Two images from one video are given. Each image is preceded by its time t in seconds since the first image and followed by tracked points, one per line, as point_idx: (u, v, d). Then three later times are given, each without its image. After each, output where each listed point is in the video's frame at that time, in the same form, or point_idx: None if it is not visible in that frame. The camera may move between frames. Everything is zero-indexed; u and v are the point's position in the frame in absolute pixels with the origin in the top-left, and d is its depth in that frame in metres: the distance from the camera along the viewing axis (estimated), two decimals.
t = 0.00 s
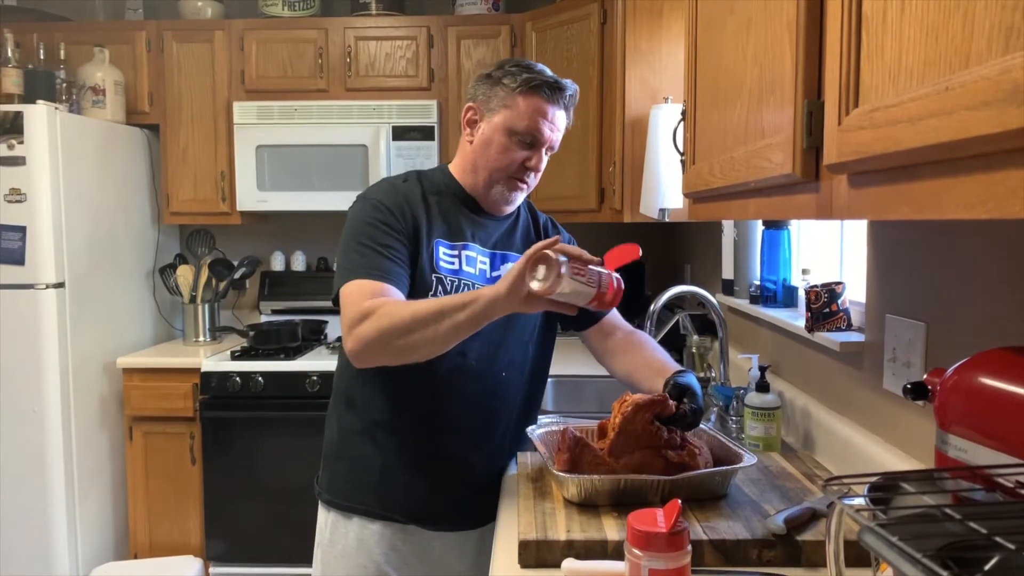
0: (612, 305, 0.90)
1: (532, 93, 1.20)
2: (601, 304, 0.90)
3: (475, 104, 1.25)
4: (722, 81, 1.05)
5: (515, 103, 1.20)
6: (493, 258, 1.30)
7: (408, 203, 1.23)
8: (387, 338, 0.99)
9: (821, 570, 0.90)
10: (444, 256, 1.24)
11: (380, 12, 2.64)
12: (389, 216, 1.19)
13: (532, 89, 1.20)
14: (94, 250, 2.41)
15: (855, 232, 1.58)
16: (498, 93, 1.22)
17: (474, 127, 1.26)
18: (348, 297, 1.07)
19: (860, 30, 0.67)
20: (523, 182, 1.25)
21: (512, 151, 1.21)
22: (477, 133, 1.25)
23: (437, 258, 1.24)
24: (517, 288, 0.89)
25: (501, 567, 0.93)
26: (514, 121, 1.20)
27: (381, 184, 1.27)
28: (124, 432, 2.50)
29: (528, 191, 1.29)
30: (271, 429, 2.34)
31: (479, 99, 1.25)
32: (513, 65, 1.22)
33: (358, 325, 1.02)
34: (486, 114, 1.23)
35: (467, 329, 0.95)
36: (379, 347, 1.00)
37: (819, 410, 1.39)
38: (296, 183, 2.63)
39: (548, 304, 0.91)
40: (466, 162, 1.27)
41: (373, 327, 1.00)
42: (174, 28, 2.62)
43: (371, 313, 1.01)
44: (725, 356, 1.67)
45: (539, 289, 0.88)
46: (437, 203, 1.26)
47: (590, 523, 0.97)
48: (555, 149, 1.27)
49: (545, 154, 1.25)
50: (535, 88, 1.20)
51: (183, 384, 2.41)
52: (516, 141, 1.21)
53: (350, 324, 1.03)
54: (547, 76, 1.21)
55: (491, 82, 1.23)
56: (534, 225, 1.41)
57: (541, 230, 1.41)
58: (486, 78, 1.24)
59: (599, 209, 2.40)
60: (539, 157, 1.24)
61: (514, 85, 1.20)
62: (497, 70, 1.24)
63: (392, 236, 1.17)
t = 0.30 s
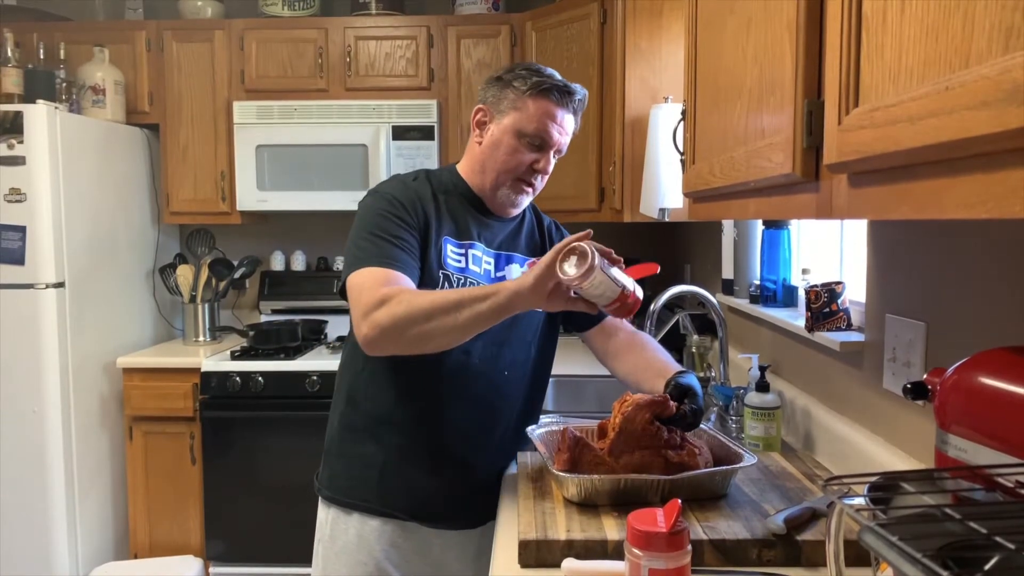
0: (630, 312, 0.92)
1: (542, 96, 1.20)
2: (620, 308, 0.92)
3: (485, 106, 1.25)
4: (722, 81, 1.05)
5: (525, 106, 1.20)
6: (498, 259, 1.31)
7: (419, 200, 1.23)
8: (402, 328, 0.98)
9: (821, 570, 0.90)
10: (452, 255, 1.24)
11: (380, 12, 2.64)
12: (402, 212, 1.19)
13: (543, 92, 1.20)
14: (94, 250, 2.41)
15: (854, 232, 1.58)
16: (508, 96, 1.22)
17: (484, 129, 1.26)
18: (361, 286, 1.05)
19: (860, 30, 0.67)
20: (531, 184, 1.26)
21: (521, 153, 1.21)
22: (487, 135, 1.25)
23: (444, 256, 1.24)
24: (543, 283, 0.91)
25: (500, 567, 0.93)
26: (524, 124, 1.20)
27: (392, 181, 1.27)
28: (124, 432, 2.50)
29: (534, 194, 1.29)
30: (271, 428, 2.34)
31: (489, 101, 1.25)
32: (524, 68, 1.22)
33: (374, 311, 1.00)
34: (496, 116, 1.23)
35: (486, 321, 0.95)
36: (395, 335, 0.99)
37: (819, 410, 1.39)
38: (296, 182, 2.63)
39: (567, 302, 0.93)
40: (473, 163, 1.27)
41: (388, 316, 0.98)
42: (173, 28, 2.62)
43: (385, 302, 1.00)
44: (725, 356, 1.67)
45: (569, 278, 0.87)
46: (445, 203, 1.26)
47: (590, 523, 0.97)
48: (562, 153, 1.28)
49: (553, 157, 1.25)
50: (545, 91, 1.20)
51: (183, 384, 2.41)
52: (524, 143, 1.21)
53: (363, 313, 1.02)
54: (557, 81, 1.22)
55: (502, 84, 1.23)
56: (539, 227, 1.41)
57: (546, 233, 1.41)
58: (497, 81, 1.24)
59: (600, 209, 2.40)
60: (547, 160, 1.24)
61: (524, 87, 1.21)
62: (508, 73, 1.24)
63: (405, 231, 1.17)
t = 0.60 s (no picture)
0: (645, 295, 0.91)
1: (546, 97, 1.20)
2: (635, 292, 0.90)
3: (488, 106, 1.25)
4: (722, 80, 1.05)
5: (528, 107, 1.20)
6: (500, 259, 1.30)
7: (423, 200, 1.23)
8: (414, 325, 0.98)
9: (821, 570, 0.90)
10: (455, 254, 1.24)
11: (380, 12, 2.63)
12: (408, 211, 1.19)
13: (546, 94, 1.20)
14: (94, 250, 2.41)
15: (855, 232, 1.58)
16: (511, 96, 1.22)
17: (487, 129, 1.26)
18: (375, 283, 1.05)
19: (860, 30, 0.67)
20: (533, 185, 1.26)
21: (523, 153, 1.21)
22: (490, 135, 1.25)
23: (447, 255, 1.24)
24: (556, 273, 0.91)
25: (500, 567, 0.93)
26: (526, 124, 1.20)
27: (396, 180, 1.27)
28: (124, 431, 2.50)
29: (536, 194, 1.29)
30: (271, 428, 2.34)
31: (493, 101, 1.25)
32: (528, 69, 1.22)
33: (386, 309, 1.00)
34: (499, 117, 1.23)
35: (501, 313, 0.95)
36: (409, 331, 0.98)
37: (819, 410, 1.39)
38: (296, 182, 2.63)
39: (582, 289, 0.92)
40: (476, 163, 1.28)
41: (401, 313, 0.98)
42: (173, 28, 2.62)
43: (397, 300, 1.00)
44: (725, 356, 1.66)
45: (581, 270, 0.87)
46: (448, 203, 1.26)
47: (591, 522, 0.97)
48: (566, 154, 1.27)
49: (556, 158, 1.25)
50: (548, 93, 1.20)
51: (183, 384, 2.41)
52: (527, 144, 1.21)
53: (376, 310, 1.01)
54: (561, 82, 1.21)
55: (505, 85, 1.23)
56: (541, 228, 1.41)
57: (548, 233, 1.41)
58: (501, 81, 1.24)
59: (600, 209, 2.40)
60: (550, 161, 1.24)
61: (528, 88, 1.20)
62: (512, 73, 1.24)
63: (411, 229, 1.17)
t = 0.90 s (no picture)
0: (624, 300, 0.91)
1: (548, 99, 1.20)
2: (613, 298, 0.91)
3: (491, 108, 1.25)
4: (722, 80, 1.05)
5: (531, 108, 1.20)
6: (501, 260, 1.30)
7: (422, 200, 1.23)
8: (397, 328, 0.98)
9: (821, 570, 0.90)
10: (455, 255, 1.24)
11: (380, 12, 2.63)
12: (404, 211, 1.19)
13: (549, 96, 1.20)
14: (94, 250, 2.41)
15: (855, 231, 1.58)
16: (514, 98, 1.22)
17: (489, 130, 1.26)
18: (358, 288, 1.05)
19: (860, 30, 0.67)
20: (534, 187, 1.26)
21: (526, 155, 1.22)
22: (492, 136, 1.25)
23: (447, 256, 1.24)
24: (533, 280, 0.89)
25: (500, 567, 0.93)
26: (528, 127, 1.20)
27: (396, 181, 1.27)
28: (124, 431, 2.50)
29: (538, 196, 1.29)
30: (271, 428, 2.34)
31: (495, 102, 1.25)
32: (531, 70, 1.22)
33: (369, 312, 1.01)
34: (501, 118, 1.23)
35: (480, 318, 0.95)
36: (391, 335, 0.99)
37: (819, 410, 1.39)
38: (296, 182, 2.63)
39: (562, 296, 0.92)
40: (478, 165, 1.27)
41: (384, 316, 0.99)
42: (173, 27, 2.62)
43: (381, 303, 1.00)
44: (725, 356, 1.66)
45: (558, 279, 0.88)
46: (448, 204, 1.26)
47: (591, 522, 0.97)
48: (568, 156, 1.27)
49: (557, 160, 1.25)
50: (551, 94, 1.20)
51: (183, 384, 2.41)
52: (529, 146, 1.21)
53: (359, 313, 1.02)
54: (564, 83, 1.21)
55: (508, 86, 1.23)
56: (542, 229, 1.41)
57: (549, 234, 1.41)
58: (503, 82, 1.24)
59: (600, 209, 2.40)
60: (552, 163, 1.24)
61: (530, 90, 1.20)
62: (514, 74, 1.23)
63: (406, 231, 1.17)
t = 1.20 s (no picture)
0: (599, 311, 0.92)
1: (548, 101, 1.20)
2: (589, 308, 0.91)
3: (490, 109, 1.25)
4: (722, 80, 1.05)
5: (530, 110, 1.20)
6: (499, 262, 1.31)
7: (417, 203, 1.23)
8: (375, 332, 0.99)
9: (821, 570, 0.90)
10: (450, 258, 1.25)
11: (380, 12, 2.63)
12: (397, 214, 1.19)
13: (549, 98, 1.20)
14: (94, 250, 2.41)
15: (854, 231, 1.58)
16: (513, 99, 1.22)
17: (488, 131, 1.26)
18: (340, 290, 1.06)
19: (860, 30, 0.67)
20: (533, 189, 1.26)
21: (524, 158, 1.22)
22: (491, 137, 1.25)
23: (443, 259, 1.24)
24: (508, 287, 0.90)
25: (500, 567, 0.93)
26: (527, 129, 1.19)
27: (394, 181, 1.27)
28: (124, 431, 2.50)
29: (536, 197, 1.29)
30: (271, 428, 2.34)
31: (494, 103, 1.25)
32: (531, 72, 1.22)
33: (348, 315, 1.02)
34: (500, 119, 1.23)
35: (454, 323, 0.96)
36: (367, 338, 1.00)
37: (819, 410, 1.39)
38: (295, 182, 2.63)
39: (537, 304, 0.92)
40: (477, 166, 1.27)
41: (361, 320, 1.00)
42: (173, 27, 2.62)
43: (359, 306, 1.01)
44: (725, 356, 1.66)
45: (532, 289, 0.88)
46: (445, 205, 1.27)
47: (591, 523, 0.97)
48: (566, 158, 1.27)
49: (556, 162, 1.25)
50: (550, 96, 1.20)
51: (183, 384, 2.41)
52: (527, 148, 1.21)
53: (337, 317, 1.03)
54: (563, 86, 1.21)
55: (507, 88, 1.23)
56: (541, 229, 1.41)
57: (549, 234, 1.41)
58: (503, 83, 1.24)
59: (599, 209, 2.40)
60: (550, 166, 1.24)
61: (530, 91, 1.20)
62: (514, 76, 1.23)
63: (396, 234, 1.17)
